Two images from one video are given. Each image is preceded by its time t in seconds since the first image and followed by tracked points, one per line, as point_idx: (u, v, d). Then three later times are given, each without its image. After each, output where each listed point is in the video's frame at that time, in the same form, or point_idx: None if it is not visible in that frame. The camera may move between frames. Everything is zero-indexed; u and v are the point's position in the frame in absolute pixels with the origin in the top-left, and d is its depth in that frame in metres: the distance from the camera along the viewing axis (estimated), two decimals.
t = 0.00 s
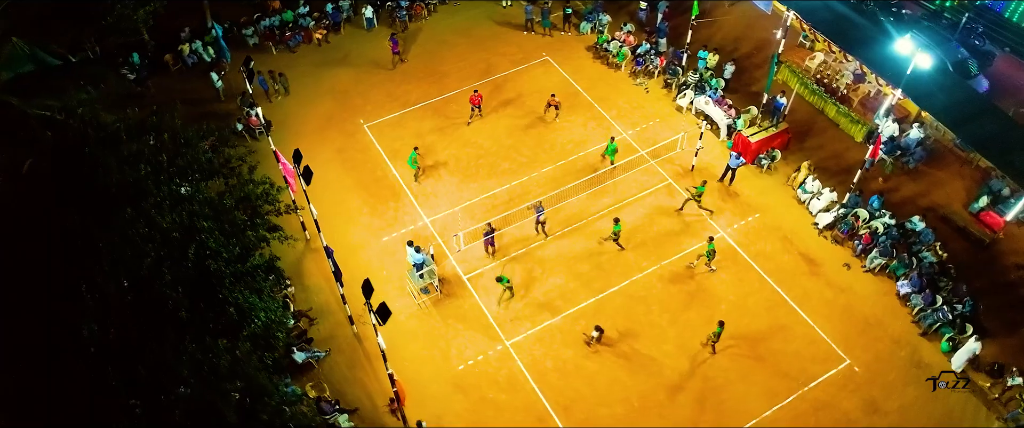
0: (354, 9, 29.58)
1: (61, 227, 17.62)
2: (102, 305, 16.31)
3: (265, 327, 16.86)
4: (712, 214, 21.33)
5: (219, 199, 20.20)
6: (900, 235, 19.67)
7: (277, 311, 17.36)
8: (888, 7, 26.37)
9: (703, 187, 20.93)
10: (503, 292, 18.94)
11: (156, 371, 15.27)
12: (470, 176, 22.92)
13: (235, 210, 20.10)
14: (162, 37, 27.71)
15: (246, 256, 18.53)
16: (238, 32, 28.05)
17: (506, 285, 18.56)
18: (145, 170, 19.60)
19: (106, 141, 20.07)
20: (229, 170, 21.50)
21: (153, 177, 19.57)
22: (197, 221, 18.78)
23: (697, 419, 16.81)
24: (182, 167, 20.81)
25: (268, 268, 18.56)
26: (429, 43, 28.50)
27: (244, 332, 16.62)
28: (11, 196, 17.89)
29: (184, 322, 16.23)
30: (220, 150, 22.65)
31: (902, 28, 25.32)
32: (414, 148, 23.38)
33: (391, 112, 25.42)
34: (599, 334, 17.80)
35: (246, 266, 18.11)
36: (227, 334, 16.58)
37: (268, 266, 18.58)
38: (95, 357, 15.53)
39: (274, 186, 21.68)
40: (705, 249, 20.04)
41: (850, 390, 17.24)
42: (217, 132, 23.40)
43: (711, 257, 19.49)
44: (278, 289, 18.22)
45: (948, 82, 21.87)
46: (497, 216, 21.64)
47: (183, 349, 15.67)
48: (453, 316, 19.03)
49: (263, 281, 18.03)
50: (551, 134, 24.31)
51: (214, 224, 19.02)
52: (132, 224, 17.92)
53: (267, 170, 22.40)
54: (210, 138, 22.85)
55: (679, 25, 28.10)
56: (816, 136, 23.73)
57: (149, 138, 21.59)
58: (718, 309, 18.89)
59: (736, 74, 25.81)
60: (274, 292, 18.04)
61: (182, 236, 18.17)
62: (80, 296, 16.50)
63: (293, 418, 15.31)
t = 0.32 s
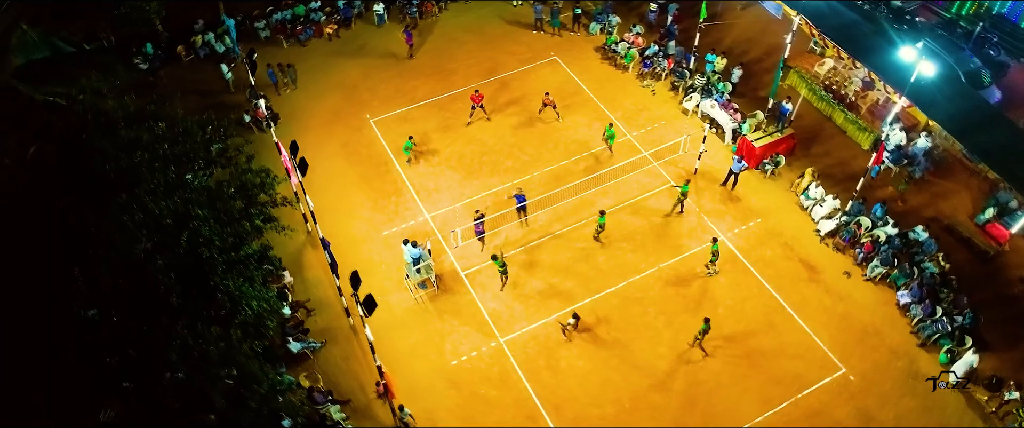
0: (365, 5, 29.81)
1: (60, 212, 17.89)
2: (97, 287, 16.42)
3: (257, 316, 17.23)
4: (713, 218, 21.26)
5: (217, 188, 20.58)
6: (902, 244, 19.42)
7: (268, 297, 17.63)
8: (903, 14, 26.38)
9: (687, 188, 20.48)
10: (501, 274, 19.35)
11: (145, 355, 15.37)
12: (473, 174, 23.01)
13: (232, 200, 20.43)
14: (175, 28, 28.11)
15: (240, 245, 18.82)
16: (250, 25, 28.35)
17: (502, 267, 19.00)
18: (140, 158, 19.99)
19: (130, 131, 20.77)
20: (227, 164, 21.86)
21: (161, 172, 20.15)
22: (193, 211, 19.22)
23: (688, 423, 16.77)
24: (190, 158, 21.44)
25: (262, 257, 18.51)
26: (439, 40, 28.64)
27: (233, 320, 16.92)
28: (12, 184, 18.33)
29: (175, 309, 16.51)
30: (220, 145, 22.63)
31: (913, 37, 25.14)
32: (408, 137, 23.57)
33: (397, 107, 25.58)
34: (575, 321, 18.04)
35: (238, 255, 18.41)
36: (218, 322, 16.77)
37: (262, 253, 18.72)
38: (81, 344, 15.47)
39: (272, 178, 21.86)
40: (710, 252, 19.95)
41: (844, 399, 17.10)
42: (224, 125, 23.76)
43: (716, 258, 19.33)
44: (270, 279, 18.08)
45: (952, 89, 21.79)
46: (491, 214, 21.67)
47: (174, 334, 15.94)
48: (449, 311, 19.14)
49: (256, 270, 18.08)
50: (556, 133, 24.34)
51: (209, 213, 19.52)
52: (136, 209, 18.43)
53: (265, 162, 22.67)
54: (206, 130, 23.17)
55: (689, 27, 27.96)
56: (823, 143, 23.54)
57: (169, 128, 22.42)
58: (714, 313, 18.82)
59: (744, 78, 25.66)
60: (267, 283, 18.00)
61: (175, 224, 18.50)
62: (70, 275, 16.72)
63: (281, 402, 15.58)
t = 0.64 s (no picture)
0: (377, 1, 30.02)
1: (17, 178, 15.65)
2: (95, 268, 14.87)
3: (249, 305, 16.86)
4: (714, 222, 21.16)
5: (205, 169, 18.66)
6: (903, 254, 19.26)
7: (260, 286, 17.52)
8: (915, 23, 26.34)
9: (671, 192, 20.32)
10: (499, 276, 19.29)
11: (137, 337, 14.38)
12: (475, 171, 23.09)
13: (224, 189, 18.69)
14: (189, 18, 28.46)
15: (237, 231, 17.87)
16: (263, 18, 28.70)
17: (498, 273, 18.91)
18: (138, 145, 17.28)
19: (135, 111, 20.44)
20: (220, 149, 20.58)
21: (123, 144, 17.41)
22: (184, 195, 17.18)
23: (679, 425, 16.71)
24: (187, 146, 18.90)
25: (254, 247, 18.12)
26: (448, 37, 28.76)
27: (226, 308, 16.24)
28: None
29: (161, 295, 15.23)
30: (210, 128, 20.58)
31: (924, 43, 24.84)
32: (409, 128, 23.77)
33: (404, 103, 25.74)
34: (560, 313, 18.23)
35: (230, 242, 17.41)
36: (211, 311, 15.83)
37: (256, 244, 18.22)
38: (80, 322, 14.41)
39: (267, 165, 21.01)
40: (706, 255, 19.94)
41: (837, 408, 16.94)
42: (234, 115, 24.29)
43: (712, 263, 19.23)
44: (266, 268, 18.56)
45: (962, 95, 21.12)
46: (482, 212, 21.74)
47: (167, 319, 14.85)
48: (445, 306, 19.25)
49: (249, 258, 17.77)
50: (560, 133, 24.35)
51: (197, 200, 17.44)
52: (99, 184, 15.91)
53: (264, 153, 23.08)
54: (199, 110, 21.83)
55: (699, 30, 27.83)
56: (829, 150, 23.35)
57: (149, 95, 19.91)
58: (710, 317, 18.73)
59: (753, 83, 25.49)
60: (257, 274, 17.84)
61: (166, 206, 16.58)
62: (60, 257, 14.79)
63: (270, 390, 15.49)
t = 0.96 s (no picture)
0: None
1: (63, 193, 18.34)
2: (97, 259, 17.28)
3: (239, 292, 17.72)
4: (714, 226, 21.06)
5: (213, 167, 20.82)
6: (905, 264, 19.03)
7: (252, 271, 18.24)
8: (930, 32, 25.85)
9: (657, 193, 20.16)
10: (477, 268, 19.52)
11: (131, 325, 16.19)
12: (477, 168, 23.16)
13: (224, 179, 20.63)
14: (202, 10, 28.78)
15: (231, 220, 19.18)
16: (275, 11, 28.96)
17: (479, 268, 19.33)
18: (132, 131, 20.77)
19: (137, 118, 21.49)
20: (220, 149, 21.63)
21: (163, 157, 20.43)
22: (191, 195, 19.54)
23: None
24: (185, 137, 21.67)
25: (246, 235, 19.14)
26: (457, 34, 28.86)
27: (216, 293, 17.38)
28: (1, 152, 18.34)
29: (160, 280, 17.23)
30: (217, 132, 22.57)
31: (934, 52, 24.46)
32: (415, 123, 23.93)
33: (410, 99, 25.88)
34: (550, 306, 17.76)
35: (224, 231, 18.82)
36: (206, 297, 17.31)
37: (246, 232, 19.08)
38: (81, 314, 16.43)
39: (266, 159, 22.22)
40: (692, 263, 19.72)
41: (830, 416, 16.79)
42: (243, 107, 24.60)
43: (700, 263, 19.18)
44: (263, 259, 18.60)
45: (966, 105, 20.95)
46: (482, 209, 21.81)
47: (158, 305, 16.63)
48: (441, 302, 19.34)
49: (248, 246, 18.74)
50: (563, 133, 24.34)
51: (207, 197, 19.76)
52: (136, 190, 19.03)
53: (267, 142, 23.28)
54: (202, 110, 23.32)
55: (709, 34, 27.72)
56: (836, 157, 23.12)
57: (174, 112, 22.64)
58: (705, 321, 18.64)
59: (760, 86, 25.31)
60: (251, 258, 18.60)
61: (162, 198, 19.14)
62: (67, 254, 17.17)
63: (261, 378, 15.80)
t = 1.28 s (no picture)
0: None
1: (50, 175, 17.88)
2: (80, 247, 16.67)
3: (228, 280, 17.85)
4: (712, 229, 20.96)
5: (209, 157, 20.88)
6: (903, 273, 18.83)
7: (244, 262, 18.47)
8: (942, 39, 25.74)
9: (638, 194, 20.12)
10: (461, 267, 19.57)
11: (120, 312, 15.82)
12: (477, 165, 23.21)
13: (217, 169, 20.58)
14: (213, 3, 29.09)
15: (226, 211, 19.44)
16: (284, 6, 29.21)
17: (464, 264, 19.03)
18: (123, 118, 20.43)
19: (133, 106, 21.24)
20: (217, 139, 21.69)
21: (157, 143, 20.30)
22: (186, 183, 19.52)
23: None
24: (178, 127, 21.44)
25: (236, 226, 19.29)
26: (464, 32, 28.91)
27: (208, 281, 17.38)
28: None
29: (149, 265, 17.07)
30: (215, 122, 22.58)
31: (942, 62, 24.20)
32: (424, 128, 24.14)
33: (413, 95, 25.99)
34: (541, 312, 17.42)
35: (217, 220, 18.93)
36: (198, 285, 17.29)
37: (238, 223, 19.30)
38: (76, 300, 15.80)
39: (262, 150, 22.33)
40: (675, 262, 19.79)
41: (819, 424, 16.65)
42: (248, 99, 24.89)
43: (684, 268, 19.13)
44: (255, 250, 18.95)
45: (972, 112, 20.35)
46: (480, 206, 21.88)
47: (148, 290, 16.46)
48: (435, 297, 19.43)
49: (240, 237, 19.02)
50: (564, 133, 24.31)
51: (202, 185, 19.79)
52: (127, 176, 18.81)
53: (259, 135, 23.45)
54: (200, 100, 23.34)
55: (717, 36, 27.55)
56: (838, 163, 22.91)
57: (169, 102, 22.51)
58: (698, 325, 18.57)
59: (766, 90, 25.09)
60: (243, 249, 18.83)
61: (153, 185, 19.02)
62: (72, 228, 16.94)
63: (250, 366, 16.15)
